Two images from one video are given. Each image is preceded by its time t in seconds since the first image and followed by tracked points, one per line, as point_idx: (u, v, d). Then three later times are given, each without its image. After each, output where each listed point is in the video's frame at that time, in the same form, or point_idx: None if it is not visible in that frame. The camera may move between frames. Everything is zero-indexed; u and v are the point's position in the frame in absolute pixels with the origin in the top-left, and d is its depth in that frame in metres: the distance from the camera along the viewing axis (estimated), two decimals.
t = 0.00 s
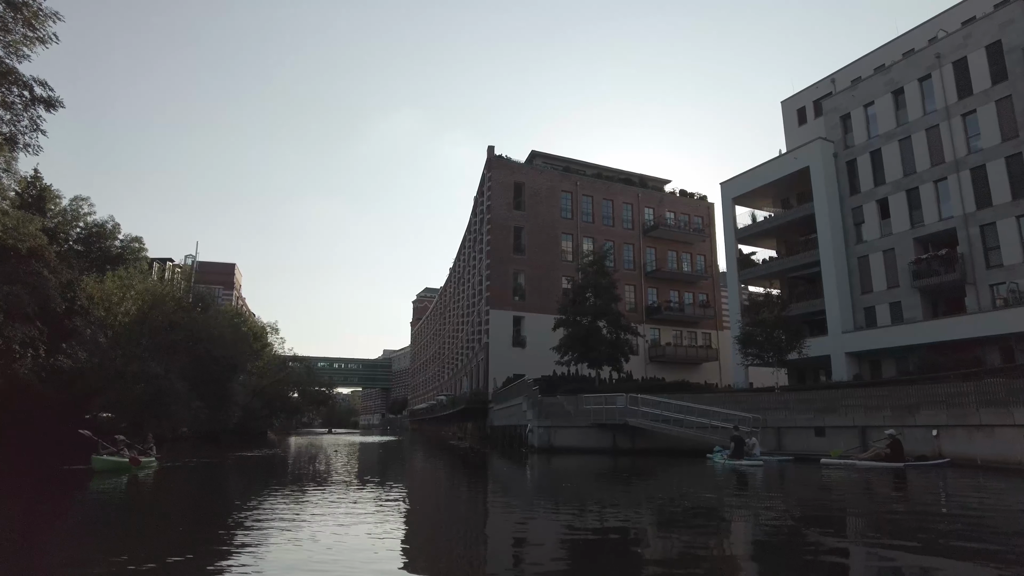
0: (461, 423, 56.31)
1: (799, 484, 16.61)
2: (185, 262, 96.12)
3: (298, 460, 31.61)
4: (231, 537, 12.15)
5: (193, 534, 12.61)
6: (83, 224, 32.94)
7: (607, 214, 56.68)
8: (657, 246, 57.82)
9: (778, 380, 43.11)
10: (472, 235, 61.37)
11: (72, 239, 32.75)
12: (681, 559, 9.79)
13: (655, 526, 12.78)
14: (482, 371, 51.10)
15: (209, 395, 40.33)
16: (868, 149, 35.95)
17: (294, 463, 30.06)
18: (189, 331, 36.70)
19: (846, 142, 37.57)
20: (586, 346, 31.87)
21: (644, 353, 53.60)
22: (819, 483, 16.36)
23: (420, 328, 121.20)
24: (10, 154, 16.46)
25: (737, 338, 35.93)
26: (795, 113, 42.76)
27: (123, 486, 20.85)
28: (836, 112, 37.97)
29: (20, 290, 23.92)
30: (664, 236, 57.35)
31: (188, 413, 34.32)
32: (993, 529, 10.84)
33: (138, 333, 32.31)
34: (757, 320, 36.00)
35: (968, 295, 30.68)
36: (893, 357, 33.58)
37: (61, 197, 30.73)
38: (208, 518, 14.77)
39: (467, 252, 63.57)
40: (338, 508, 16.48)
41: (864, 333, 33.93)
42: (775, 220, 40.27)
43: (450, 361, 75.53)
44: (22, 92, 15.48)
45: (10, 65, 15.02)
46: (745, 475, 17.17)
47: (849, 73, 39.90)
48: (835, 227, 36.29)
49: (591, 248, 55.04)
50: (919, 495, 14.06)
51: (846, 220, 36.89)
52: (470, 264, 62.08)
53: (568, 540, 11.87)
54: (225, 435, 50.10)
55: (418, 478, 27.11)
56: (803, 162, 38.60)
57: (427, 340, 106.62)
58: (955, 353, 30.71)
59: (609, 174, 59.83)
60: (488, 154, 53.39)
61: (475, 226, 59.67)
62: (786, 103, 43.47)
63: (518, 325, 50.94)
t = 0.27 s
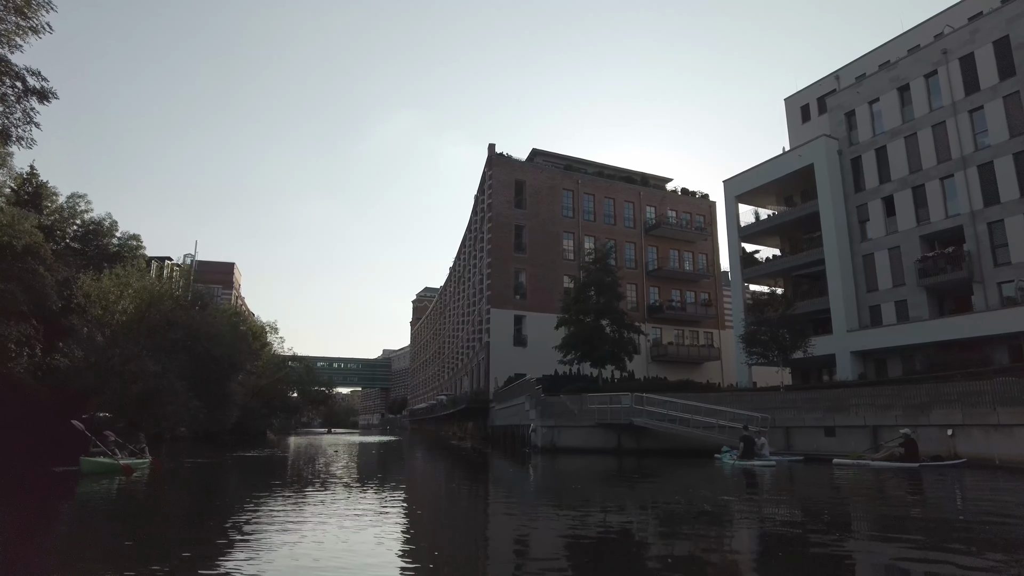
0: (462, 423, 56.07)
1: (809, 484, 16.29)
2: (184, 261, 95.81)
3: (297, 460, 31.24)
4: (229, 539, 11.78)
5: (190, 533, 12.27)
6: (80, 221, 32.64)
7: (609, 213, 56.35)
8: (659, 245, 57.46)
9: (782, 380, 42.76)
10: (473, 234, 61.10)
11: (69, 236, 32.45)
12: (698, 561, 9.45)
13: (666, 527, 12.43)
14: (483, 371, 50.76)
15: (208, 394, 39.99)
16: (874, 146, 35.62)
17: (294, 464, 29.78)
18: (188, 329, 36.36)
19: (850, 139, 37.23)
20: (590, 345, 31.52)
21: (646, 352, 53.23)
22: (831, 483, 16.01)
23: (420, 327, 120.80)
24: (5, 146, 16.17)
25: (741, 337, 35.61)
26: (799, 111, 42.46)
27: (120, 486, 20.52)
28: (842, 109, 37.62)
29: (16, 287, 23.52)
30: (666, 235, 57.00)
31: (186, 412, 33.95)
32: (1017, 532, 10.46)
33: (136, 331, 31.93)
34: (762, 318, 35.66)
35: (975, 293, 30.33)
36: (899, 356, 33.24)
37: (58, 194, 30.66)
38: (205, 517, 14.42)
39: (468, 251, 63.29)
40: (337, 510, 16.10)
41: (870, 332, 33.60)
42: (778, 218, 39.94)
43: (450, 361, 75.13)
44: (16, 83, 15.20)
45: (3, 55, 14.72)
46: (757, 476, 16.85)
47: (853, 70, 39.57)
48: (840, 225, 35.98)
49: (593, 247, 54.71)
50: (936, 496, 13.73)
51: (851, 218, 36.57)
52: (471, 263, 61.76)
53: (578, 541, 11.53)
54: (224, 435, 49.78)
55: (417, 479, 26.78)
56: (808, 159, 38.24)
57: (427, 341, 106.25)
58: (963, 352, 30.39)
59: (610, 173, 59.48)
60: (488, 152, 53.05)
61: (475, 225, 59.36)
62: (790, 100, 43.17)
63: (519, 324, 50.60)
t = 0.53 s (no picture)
0: (463, 423, 55.77)
1: (819, 484, 15.96)
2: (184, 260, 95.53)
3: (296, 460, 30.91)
4: (227, 540, 11.44)
5: (187, 535, 11.94)
6: (77, 219, 32.26)
7: (611, 211, 55.97)
8: (662, 244, 57.09)
9: (786, 380, 42.40)
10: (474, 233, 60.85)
11: (66, 234, 32.06)
12: (713, 565, 9.08)
13: (677, 528, 12.05)
14: (484, 370, 50.43)
15: (207, 394, 39.66)
16: (879, 143, 35.26)
17: (294, 464, 29.47)
18: (187, 328, 36.00)
19: (855, 136, 36.88)
20: (593, 343, 31.17)
21: (648, 351, 52.84)
22: (843, 484, 15.64)
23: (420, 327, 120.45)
24: None
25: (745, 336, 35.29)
26: (803, 108, 42.11)
27: (118, 486, 20.22)
28: (847, 106, 37.27)
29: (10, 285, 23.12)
30: (669, 234, 56.63)
31: (184, 412, 33.60)
32: None
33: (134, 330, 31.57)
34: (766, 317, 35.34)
35: (983, 292, 30.00)
36: (905, 355, 32.90)
37: (54, 191, 30.21)
38: (202, 519, 14.09)
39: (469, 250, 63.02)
40: (338, 511, 15.75)
41: (876, 331, 33.25)
42: (782, 216, 39.58)
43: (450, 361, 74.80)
44: (8, 74, 14.80)
45: None
46: (766, 477, 16.54)
47: (858, 67, 39.19)
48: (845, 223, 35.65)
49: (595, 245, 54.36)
50: (955, 498, 13.36)
51: (856, 216, 36.22)
52: (471, 262, 61.44)
53: (587, 542, 11.18)
54: (224, 434, 49.49)
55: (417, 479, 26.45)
56: (812, 157, 37.88)
57: (427, 340, 105.90)
58: (971, 351, 30.03)
59: (612, 171, 59.12)
60: (488, 150, 52.68)
61: (476, 223, 59.03)
62: (794, 97, 42.81)
63: (521, 323, 50.27)
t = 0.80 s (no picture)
0: (464, 422, 55.44)
1: (831, 485, 15.61)
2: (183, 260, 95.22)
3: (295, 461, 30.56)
4: (225, 542, 11.06)
5: (184, 537, 11.58)
6: (75, 216, 31.93)
7: (613, 209, 55.60)
8: (664, 242, 56.74)
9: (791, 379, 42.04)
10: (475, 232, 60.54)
11: (63, 231, 31.72)
12: (731, 568, 8.73)
13: (689, 530, 11.68)
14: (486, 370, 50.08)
15: (206, 393, 39.32)
16: (885, 140, 34.90)
17: (294, 464, 29.14)
18: (186, 327, 35.68)
19: (861, 133, 36.52)
20: (598, 342, 30.83)
21: (651, 350, 52.42)
22: (856, 484, 15.29)
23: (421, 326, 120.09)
24: None
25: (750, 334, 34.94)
26: (807, 105, 41.74)
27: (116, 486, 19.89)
28: (852, 103, 36.90)
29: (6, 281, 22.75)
30: (671, 232, 56.27)
31: (183, 411, 33.29)
32: None
33: (132, 329, 31.25)
34: (771, 316, 34.98)
35: (991, 290, 29.64)
36: (912, 354, 32.55)
37: (51, 188, 29.87)
38: (200, 519, 13.75)
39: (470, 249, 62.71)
40: (339, 512, 15.42)
41: (882, 329, 32.90)
42: (787, 214, 39.22)
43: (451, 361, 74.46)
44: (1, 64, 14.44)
45: None
46: (776, 477, 16.19)
47: (864, 63, 38.82)
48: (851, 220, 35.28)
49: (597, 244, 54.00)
50: (973, 498, 13.02)
51: (862, 213, 35.86)
52: (472, 261, 61.10)
53: (596, 540, 10.83)
54: (223, 434, 49.16)
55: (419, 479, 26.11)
56: (817, 154, 37.52)
57: (428, 340, 105.53)
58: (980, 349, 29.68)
59: (613, 169, 58.76)
60: (490, 148, 52.31)
61: (477, 222, 58.66)
62: (798, 94, 42.43)
63: (522, 322, 49.91)
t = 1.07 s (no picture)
0: (465, 423, 55.12)
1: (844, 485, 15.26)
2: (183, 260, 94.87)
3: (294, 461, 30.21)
4: (223, 544, 10.67)
5: (181, 537, 11.25)
6: (73, 214, 31.59)
7: (615, 208, 55.25)
8: (666, 241, 56.40)
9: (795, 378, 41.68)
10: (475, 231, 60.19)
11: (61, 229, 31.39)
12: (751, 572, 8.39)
13: (701, 532, 11.35)
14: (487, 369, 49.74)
15: (206, 393, 39.00)
16: (891, 137, 34.53)
17: (294, 464, 28.80)
18: (184, 325, 35.34)
19: (866, 130, 36.14)
20: (602, 341, 30.51)
21: (654, 350, 52.05)
22: (870, 485, 14.93)
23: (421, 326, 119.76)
24: None
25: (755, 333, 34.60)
26: (812, 102, 41.36)
27: (112, 487, 19.51)
28: (857, 100, 36.53)
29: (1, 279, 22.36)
30: (673, 231, 55.92)
31: (182, 411, 32.96)
32: None
33: (131, 327, 30.92)
34: (776, 314, 34.64)
35: (1000, 288, 29.31)
36: (918, 353, 32.22)
37: (49, 185, 29.54)
38: (198, 520, 13.42)
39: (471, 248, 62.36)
40: (340, 513, 15.09)
41: (889, 328, 32.55)
42: (791, 212, 38.84)
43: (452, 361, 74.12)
44: None
45: None
46: (788, 478, 15.83)
47: (869, 59, 38.43)
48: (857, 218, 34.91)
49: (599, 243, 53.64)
50: (993, 500, 12.66)
51: (868, 211, 35.49)
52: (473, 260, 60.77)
53: (607, 544, 10.46)
54: (223, 434, 48.83)
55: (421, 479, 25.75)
56: (822, 151, 37.14)
57: (428, 340, 105.16)
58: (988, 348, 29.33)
59: (615, 168, 58.40)
60: (491, 146, 51.91)
61: (478, 221, 58.28)
62: (803, 91, 42.05)
63: (524, 322, 49.56)
